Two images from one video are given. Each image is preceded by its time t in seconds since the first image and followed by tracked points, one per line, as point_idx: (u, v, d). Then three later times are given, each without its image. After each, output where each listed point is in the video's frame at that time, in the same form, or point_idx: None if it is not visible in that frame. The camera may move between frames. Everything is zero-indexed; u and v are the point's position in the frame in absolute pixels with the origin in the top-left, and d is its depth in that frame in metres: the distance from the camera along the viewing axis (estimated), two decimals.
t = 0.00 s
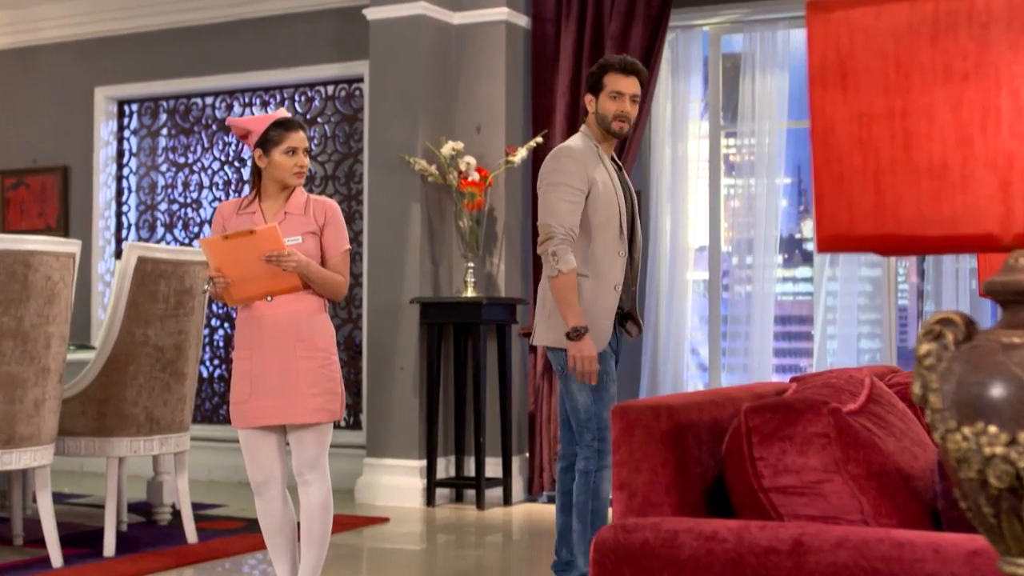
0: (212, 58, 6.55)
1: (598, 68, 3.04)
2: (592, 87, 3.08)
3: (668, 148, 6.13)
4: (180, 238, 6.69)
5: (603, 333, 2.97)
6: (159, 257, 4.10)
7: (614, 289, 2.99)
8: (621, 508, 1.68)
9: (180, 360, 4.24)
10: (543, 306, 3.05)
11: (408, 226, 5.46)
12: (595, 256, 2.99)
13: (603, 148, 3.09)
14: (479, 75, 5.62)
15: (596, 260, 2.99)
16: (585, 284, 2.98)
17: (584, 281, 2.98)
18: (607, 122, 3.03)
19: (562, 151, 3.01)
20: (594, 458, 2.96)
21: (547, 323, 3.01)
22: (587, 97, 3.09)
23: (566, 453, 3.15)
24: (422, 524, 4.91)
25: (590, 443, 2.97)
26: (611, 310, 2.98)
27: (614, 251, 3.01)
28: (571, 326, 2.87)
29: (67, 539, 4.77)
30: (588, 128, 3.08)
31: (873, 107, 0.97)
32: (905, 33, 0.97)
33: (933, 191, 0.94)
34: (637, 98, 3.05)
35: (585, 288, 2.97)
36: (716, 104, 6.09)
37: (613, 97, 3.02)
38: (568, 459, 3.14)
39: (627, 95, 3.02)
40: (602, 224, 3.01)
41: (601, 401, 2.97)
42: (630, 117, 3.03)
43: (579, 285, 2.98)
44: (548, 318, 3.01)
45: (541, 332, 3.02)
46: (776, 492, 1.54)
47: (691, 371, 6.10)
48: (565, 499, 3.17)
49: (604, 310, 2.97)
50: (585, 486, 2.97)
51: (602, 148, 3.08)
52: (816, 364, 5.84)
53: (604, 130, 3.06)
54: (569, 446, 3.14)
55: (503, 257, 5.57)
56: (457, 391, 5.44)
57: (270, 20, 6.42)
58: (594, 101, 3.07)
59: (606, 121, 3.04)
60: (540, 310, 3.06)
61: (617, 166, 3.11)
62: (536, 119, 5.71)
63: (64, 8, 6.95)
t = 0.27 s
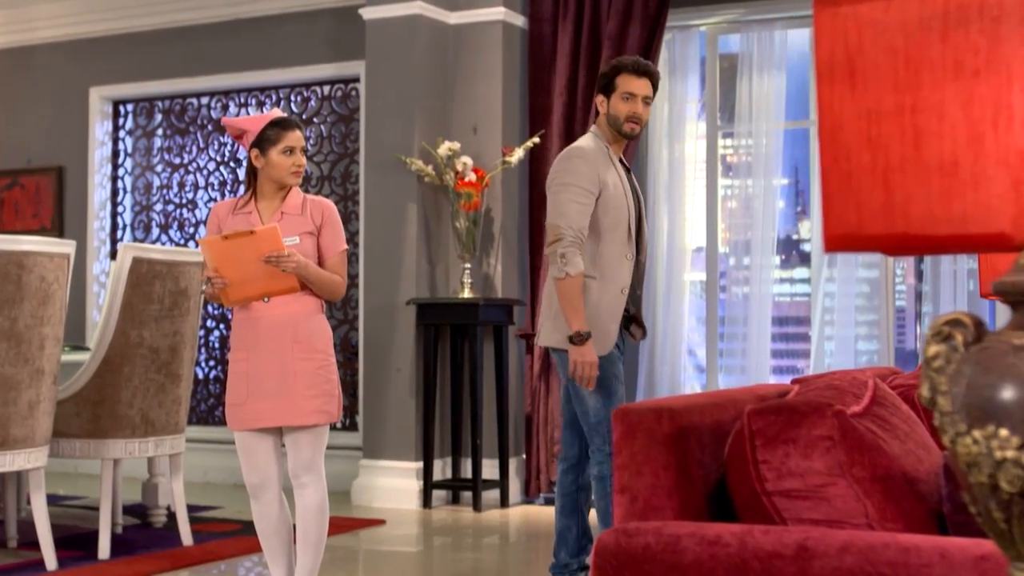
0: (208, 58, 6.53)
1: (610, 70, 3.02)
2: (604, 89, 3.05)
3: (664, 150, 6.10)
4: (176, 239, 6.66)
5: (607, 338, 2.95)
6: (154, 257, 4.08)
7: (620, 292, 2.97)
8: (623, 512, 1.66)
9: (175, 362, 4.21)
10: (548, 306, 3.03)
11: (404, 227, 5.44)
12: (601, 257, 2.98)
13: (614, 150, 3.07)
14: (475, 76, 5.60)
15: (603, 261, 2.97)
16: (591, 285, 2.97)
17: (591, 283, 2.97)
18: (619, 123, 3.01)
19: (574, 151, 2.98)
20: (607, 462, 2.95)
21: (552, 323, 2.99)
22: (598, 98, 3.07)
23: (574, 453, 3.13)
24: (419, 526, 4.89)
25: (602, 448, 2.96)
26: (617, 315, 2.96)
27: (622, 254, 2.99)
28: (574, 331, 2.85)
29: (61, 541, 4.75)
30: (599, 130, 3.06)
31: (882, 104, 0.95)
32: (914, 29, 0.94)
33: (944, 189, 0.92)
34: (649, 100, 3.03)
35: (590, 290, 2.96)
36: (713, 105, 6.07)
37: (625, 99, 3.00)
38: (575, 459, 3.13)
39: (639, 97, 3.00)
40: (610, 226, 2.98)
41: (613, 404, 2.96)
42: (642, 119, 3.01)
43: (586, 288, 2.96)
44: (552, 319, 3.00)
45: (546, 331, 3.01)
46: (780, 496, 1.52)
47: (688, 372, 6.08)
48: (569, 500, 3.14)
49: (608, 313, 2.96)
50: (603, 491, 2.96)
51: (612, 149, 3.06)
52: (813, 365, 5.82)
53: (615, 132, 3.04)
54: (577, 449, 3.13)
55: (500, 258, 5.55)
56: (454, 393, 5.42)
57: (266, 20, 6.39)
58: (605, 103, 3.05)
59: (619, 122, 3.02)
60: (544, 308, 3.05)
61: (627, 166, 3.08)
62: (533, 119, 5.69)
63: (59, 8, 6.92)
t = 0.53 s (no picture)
0: (203, 60, 6.50)
1: (612, 73, 3.02)
2: (607, 91, 3.05)
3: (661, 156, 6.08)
4: (170, 242, 6.63)
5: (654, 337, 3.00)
6: (148, 260, 4.05)
7: (653, 295, 3.02)
8: (624, 519, 1.64)
9: (169, 366, 4.18)
10: (586, 321, 3.03)
11: (400, 230, 5.41)
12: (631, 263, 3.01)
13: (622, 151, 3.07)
14: (471, 78, 5.58)
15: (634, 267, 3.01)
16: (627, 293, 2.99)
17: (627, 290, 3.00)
18: (630, 125, 3.01)
19: (590, 162, 2.98)
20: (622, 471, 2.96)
21: (594, 337, 3.00)
22: (601, 101, 3.06)
23: (590, 459, 3.15)
24: (415, 531, 4.86)
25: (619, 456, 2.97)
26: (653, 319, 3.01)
27: (649, 255, 3.04)
28: (643, 338, 2.85)
29: (54, 547, 4.71)
30: (605, 133, 3.06)
31: (892, 102, 0.85)
32: (926, 26, 0.84)
33: (955, 192, 0.83)
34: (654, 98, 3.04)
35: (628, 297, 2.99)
36: (709, 108, 6.06)
37: (633, 100, 3.00)
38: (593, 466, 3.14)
39: (645, 96, 3.01)
40: (637, 231, 3.02)
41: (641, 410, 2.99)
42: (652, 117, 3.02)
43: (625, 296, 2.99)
44: (595, 334, 3.00)
45: (593, 348, 3.00)
46: (784, 503, 1.50)
47: (685, 376, 6.06)
48: (577, 505, 3.16)
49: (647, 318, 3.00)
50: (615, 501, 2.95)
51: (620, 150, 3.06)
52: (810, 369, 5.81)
53: (624, 133, 3.04)
54: (595, 455, 3.14)
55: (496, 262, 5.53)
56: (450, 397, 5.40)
57: (261, 23, 6.37)
58: (609, 106, 3.04)
59: (629, 124, 3.02)
60: (577, 322, 3.05)
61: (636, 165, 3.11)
62: (530, 122, 5.67)
63: (53, 10, 6.89)
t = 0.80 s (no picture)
0: (195, 63, 6.47)
1: (613, 72, 3.00)
2: (607, 91, 3.03)
3: (654, 154, 6.15)
4: (162, 245, 6.60)
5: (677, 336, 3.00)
6: (140, 264, 4.02)
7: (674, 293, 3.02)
8: (623, 526, 1.62)
9: (160, 370, 4.15)
10: (609, 327, 2.99)
11: (393, 233, 5.39)
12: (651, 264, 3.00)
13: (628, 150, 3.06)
14: (464, 81, 5.56)
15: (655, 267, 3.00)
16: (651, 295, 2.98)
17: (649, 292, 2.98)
18: (636, 123, 2.99)
19: (602, 165, 2.96)
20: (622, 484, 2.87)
21: (620, 343, 2.96)
22: (603, 102, 3.04)
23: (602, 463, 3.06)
24: (407, 536, 4.83)
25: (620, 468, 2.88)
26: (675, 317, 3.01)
27: (667, 251, 3.05)
28: (697, 323, 2.82)
29: (44, 552, 4.67)
30: (610, 133, 3.04)
31: (899, 102, 0.76)
32: (934, 23, 0.76)
33: (964, 192, 0.75)
34: (655, 92, 3.03)
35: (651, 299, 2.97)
36: (702, 111, 6.06)
37: (636, 97, 2.99)
38: (602, 470, 3.08)
39: (648, 93, 2.99)
40: (654, 230, 3.03)
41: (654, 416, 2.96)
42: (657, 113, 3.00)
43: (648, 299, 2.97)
44: (621, 339, 2.96)
45: (617, 353, 2.96)
46: (785, 509, 1.48)
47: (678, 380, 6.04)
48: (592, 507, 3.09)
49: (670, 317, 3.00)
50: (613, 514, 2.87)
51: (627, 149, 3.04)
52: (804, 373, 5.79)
53: (630, 132, 3.02)
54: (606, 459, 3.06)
55: (489, 265, 5.50)
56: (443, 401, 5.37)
57: (253, 25, 6.34)
58: (612, 105, 3.03)
59: (634, 122, 3.00)
60: (598, 330, 3.01)
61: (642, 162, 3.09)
62: (523, 125, 5.65)
63: (44, 12, 6.85)
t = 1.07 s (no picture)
0: (187, 64, 6.45)
1: (608, 71, 2.99)
2: (604, 92, 3.02)
3: (648, 155, 6.15)
4: (153, 247, 6.57)
5: (680, 340, 2.98)
6: (131, 265, 4.00)
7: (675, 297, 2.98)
8: (619, 530, 1.60)
9: (152, 372, 4.13)
10: (610, 334, 2.97)
11: (386, 236, 5.37)
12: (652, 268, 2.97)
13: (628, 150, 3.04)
14: (457, 82, 5.54)
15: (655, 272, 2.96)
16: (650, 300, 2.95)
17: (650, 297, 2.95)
18: (636, 121, 2.98)
19: (598, 169, 2.95)
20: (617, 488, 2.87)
21: (620, 349, 2.94)
22: (600, 103, 3.03)
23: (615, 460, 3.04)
24: (400, 539, 4.81)
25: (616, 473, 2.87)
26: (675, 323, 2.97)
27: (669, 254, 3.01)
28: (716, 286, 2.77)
29: (34, 556, 4.65)
30: (610, 134, 3.02)
31: (903, 101, 0.74)
32: (938, 21, 0.74)
33: (969, 192, 0.73)
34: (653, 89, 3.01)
35: (650, 304, 2.94)
36: (696, 113, 6.06)
37: (633, 95, 2.97)
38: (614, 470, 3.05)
39: (645, 89, 2.97)
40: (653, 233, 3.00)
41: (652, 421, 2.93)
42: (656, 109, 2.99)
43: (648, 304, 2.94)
44: (621, 345, 2.94)
45: (616, 359, 2.94)
46: (783, 513, 1.47)
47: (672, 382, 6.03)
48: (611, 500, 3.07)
49: (670, 322, 2.96)
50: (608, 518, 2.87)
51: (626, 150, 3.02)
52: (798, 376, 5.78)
53: (630, 131, 3.00)
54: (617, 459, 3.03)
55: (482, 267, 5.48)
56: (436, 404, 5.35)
57: (245, 26, 6.32)
58: (609, 106, 3.01)
59: (634, 121, 2.99)
60: (600, 337, 2.99)
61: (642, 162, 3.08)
62: (516, 126, 5.63)
63: (35, 13, 6.82)
